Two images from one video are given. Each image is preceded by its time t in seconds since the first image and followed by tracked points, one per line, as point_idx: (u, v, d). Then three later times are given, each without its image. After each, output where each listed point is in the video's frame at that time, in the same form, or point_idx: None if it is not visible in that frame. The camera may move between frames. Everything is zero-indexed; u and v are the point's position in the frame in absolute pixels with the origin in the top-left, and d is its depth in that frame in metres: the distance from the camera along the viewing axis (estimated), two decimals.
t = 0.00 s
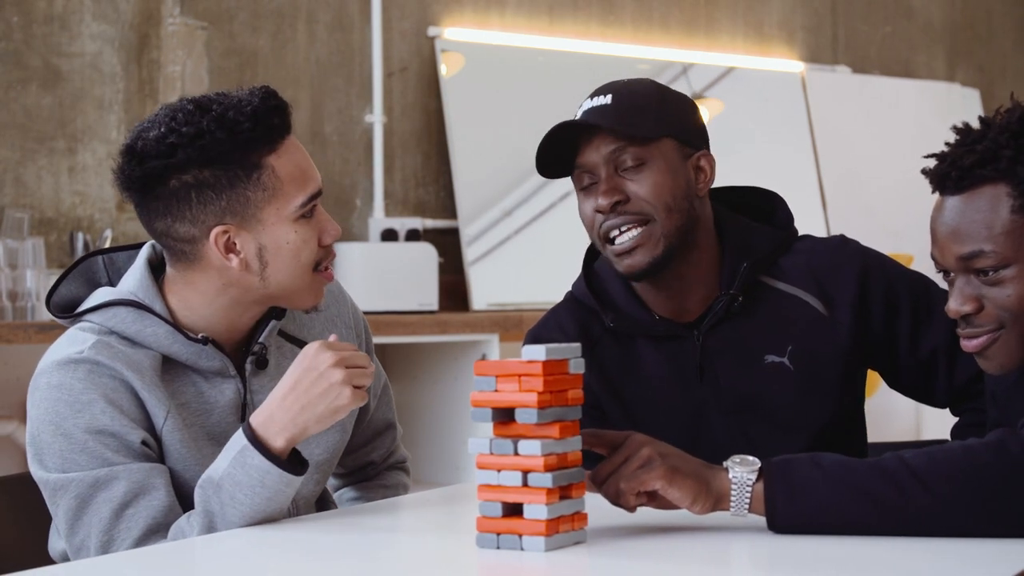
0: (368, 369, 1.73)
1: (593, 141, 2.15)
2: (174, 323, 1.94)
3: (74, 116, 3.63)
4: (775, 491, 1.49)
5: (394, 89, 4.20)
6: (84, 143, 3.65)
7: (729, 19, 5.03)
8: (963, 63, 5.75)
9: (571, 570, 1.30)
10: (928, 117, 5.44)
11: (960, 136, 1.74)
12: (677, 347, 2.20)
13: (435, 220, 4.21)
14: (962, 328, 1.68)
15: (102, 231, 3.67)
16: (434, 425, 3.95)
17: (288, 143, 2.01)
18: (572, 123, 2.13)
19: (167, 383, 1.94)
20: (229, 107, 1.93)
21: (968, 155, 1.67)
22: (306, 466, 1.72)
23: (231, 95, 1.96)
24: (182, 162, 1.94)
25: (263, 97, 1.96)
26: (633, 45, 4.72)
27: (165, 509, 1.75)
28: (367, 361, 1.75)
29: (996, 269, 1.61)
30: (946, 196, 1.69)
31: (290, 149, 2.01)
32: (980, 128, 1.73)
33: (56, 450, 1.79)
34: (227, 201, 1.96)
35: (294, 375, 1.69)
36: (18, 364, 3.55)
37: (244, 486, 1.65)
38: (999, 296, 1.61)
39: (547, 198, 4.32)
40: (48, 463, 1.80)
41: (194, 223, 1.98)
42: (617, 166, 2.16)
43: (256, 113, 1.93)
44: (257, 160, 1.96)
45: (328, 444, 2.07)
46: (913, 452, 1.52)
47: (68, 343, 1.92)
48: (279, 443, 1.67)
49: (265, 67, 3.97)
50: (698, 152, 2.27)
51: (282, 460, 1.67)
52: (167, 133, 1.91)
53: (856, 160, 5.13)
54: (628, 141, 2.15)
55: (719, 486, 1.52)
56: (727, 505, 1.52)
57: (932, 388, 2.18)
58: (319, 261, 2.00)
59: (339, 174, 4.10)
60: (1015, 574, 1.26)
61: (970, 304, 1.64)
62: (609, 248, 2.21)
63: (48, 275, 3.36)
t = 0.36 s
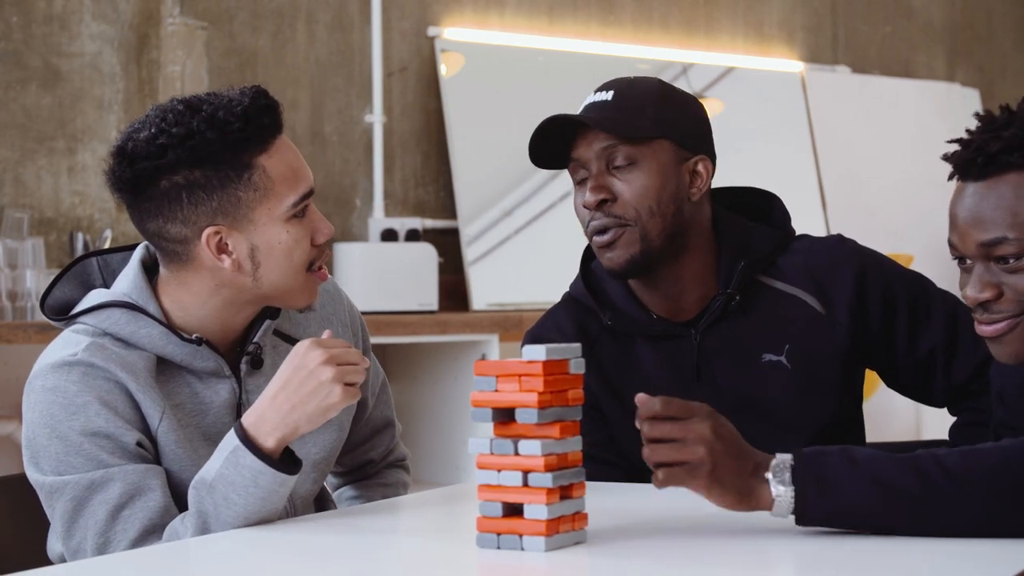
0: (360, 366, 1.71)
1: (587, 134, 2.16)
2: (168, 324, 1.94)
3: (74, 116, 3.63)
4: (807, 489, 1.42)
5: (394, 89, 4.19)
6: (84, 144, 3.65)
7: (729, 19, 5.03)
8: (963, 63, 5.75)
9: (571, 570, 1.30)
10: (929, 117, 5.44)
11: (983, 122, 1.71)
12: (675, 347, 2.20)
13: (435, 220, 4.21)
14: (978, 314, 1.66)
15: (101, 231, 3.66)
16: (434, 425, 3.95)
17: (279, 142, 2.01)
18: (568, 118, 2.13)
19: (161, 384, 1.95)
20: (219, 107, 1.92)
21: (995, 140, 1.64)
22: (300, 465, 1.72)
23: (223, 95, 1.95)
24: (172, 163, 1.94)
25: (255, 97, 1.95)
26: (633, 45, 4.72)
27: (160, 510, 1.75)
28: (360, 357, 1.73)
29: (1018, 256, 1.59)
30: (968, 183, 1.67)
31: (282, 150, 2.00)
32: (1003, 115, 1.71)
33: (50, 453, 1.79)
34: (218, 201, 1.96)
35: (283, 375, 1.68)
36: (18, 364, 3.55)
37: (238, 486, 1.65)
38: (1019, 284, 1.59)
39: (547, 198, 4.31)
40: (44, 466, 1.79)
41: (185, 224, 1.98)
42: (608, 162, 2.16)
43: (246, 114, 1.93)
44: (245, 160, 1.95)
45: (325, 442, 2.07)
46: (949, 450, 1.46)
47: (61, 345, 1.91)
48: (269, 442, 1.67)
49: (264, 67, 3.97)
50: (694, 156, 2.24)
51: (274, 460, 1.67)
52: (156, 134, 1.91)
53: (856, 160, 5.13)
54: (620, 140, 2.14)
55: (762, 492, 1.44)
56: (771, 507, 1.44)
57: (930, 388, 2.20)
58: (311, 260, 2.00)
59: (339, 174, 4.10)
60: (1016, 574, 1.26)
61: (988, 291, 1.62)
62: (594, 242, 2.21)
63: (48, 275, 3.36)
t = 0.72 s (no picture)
0: (361, 367, 1.70)
1: (585, 138, 2.16)
2: (166, 324, 1.94)
3: (73, 116, 3.63)
4: (813, 499, 1.42)
5: (393, 89, 4.19)
6: (84, 143, 3.66)
7: (729, 19, 5.03)
8: (963, 63, 5.75)
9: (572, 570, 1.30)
10: (929, 117, 5.44)
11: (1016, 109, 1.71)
12: (676, 347, 2.20)
13: (435, 220, 4.21)
14: (986, 302, 1.66)
15: (101, 231, 3.66)
16: (434, 425, 3.95)
17: (275, 141, 2.01)
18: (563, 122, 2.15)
19: (160, 384, 1.94)
20: (214, 107, 1.93)
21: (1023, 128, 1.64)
22: (300, 465, 1.72)
23: (219, 94, 1.96)
24: (167, 162, 1.95)
25: (250, 96, 1.96)
26: (633, 45, 4.72)
27: (160, 510, 1.75)
28: (363, 357, 1.72)
29: None
30: (993, 168, 1.66)
31: (280, 149, 2.01)
32: None
33: (50, 454, 1.79)
34: (214, 201, 1.96)
35: (284, 375, 1.68)
36: (18, 364, 3.55)
37: (238, 486, 1.65)
38: None
39: (547, 198, 4.32)
40: (43, 466, 1.79)
41: (181, 223, 1.98)
42: (607, 164, 2.16)
43: (240, 112, 1.93)
44: (240, 158, 1.95)
45: (324, 442, 2.07)
46: (952, 457, 1.46)
47: (59, 346, 1.91)
48: (269, 442, 1.67)
49: (264, 67, 3.96)
50: (694, 153, 2.24)
51: (275, 459, 1.67)
52: (151, 133, 1.92)
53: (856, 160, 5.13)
54: (619, 141, 2.15)
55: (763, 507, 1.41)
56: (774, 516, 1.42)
57: (931, 388, 2.21)
58: (309, 258, 1.99)
59: (339, 174, 4.10)
60: (1015, 574, 1.26)
61: (998, 280, 1.61)
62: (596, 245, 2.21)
63: (48, 275, 3.36)
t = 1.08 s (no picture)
0: (360, 367, 1.70)
1: (592, 142, 2.13)
2: (165, 324, 1.94)
3: (74, 116, 3.63)
4: (815, 497, 1.41)
5: (393, 89, 4.19)
6: (84, 144, 3.66)
7: (729, 19, 5.03)
8: (963, 63, 5.74)
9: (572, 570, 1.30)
10: (929, 117, 5.44)
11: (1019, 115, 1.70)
12: (676, 348, 2.20)
13: (435, 220, 4.21)
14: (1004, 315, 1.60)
15: (101, 231, 3.66)
16: (434, 425, 3.95)
17: (272, 141, 2.01)
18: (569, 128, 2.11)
19: (159, 384, 1.94)
20: (211, 107, 1.93)
21: None
22: (298, 464, 1.72)
23: (216, 94, 1.96)
24: (165, 162, 1.95)
25: (247, 95, 1.96)
26: (633, 45, 4.72)
27: (160, 510, 1.75)
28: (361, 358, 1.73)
29: None
30: (996, 175, 1.65)
31: (278, 148, 2.01)
32: None
33: (49, 454, 1.79)
34: (211, 200, 1.97)
35: (283, 374, 1.68)
36: (18, 364, 3.55)
37: (237, 486, 1.65)
38: None
39: (547, 198, 4.32)
40: (42, 467, 1.79)
41: (179, 223, 1.99)
42: (616, 168, 2.15)
43: (237, 112, 1.94)
44: (239, 158, 1.96)
45: (324, 442, 2.07)
46: (955, 457, 1.46)
47: (58, 347, 1.91)
48: (266, 442, 1.67)
49: (264, 67, 3.96)
50: (699, 152, 2.24)
51: (273, 458, 1.67)
52: (149, 133, 1.92)
53: (856, 160, 5.13)
54: (627, 145, 2.13)
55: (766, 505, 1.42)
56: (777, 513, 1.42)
57: (931, 389, 2.22)
58: (306, 259, 1.99)
59: (339, 174, 4.10)
60: (1015, 574, 1.26)
61: (1010, 287, 1.56)
62: (609, 249, 2.20)
63: (48, 275, 3.36)
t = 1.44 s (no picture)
0: (359, 366, 1.70)
1: (605, 146, 2.12)
2: (164, 325, 1.94)
3: (74, 116, 3.63)
4: (856, 496, 1.40)
5: (394, 89, 4.19)
6: (84, 143, 3.65)
7: (729, 19, 5.03)
8: (963, 63, 5.74)
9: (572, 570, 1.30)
10: (929, 117, 5.43)
11: None
12: (676, 349, 2.20)
13: (435, 220, 4.21)
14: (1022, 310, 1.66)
15: (101, 231, 3.67)
16: (434, 425, 3.95)
17: (269, 141, 2.00)
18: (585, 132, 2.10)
19: (159, 384, 1.95)
20: (208, 106, 1.93)
21: None
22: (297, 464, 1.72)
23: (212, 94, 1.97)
24: (161, 162, 1.95)
25: (244, 95, 1.96)
26: (633, 45, 4.72)
27: (159, 510, 1.75)
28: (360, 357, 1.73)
29: None
30: (1016, 175, 1.67)
31: (277, 147, 2.01)
32: None
33: (48, 455, 1.79)
34: (207, 200, 1.97)
35: (281, 374, 1.68)
36: (18, 364, 3.55)
37: (235, 486, 1.65)
38: None
39: (547, 198, 4.32)
40: (41, 467, 1.80)
41: (175, 223, 1.99)
42: (632, 171, 2.14)
43: (234, 112, 1.94)
44: (236, 157, 1.95)
45: (323, 442, 2.07)
46: (999, 462, 1.45)
47: (57, 347, 1.91)
48: (263, 441, 1.67)
49: (264, 67, 3.96)
50: (702, 153, 2.28)
51: (271, 458, 1.67)
52: (145, 133, 1.92)
53: (856, 160, 5.13)
54: (643, 148, 2.12)
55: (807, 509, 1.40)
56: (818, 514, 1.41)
57: (930, 388, 2.21)
58: (304, 259, 1.99)
59: (338, 174, 4.10)
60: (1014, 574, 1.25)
61: None
62: (623, 253, 2.17)
63: (48, 275, 3.36)
